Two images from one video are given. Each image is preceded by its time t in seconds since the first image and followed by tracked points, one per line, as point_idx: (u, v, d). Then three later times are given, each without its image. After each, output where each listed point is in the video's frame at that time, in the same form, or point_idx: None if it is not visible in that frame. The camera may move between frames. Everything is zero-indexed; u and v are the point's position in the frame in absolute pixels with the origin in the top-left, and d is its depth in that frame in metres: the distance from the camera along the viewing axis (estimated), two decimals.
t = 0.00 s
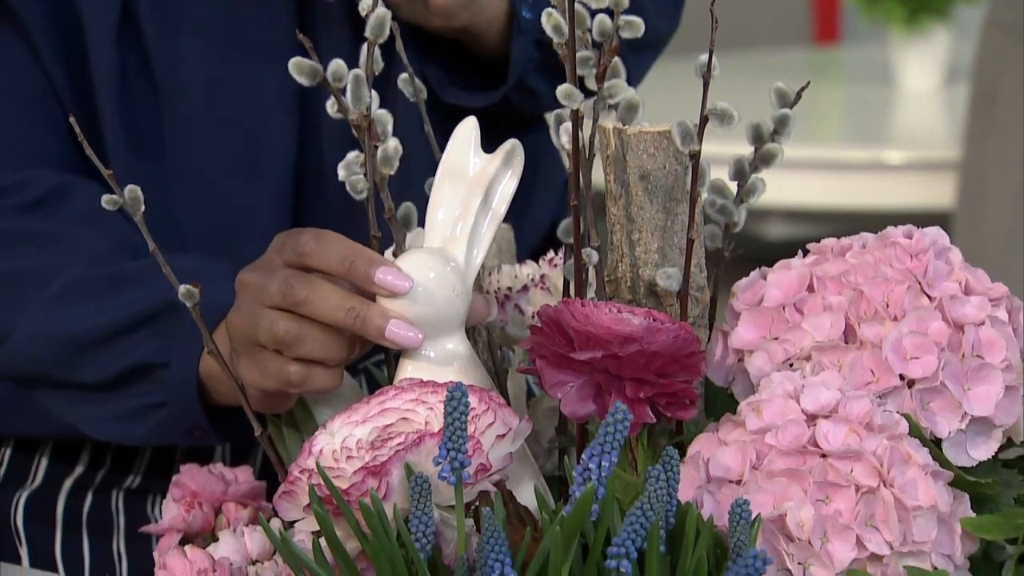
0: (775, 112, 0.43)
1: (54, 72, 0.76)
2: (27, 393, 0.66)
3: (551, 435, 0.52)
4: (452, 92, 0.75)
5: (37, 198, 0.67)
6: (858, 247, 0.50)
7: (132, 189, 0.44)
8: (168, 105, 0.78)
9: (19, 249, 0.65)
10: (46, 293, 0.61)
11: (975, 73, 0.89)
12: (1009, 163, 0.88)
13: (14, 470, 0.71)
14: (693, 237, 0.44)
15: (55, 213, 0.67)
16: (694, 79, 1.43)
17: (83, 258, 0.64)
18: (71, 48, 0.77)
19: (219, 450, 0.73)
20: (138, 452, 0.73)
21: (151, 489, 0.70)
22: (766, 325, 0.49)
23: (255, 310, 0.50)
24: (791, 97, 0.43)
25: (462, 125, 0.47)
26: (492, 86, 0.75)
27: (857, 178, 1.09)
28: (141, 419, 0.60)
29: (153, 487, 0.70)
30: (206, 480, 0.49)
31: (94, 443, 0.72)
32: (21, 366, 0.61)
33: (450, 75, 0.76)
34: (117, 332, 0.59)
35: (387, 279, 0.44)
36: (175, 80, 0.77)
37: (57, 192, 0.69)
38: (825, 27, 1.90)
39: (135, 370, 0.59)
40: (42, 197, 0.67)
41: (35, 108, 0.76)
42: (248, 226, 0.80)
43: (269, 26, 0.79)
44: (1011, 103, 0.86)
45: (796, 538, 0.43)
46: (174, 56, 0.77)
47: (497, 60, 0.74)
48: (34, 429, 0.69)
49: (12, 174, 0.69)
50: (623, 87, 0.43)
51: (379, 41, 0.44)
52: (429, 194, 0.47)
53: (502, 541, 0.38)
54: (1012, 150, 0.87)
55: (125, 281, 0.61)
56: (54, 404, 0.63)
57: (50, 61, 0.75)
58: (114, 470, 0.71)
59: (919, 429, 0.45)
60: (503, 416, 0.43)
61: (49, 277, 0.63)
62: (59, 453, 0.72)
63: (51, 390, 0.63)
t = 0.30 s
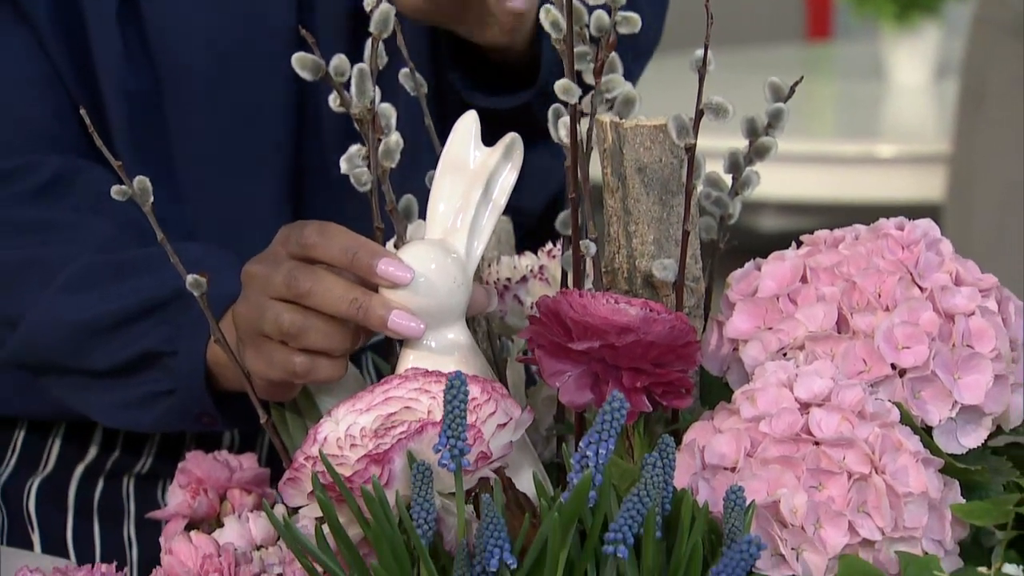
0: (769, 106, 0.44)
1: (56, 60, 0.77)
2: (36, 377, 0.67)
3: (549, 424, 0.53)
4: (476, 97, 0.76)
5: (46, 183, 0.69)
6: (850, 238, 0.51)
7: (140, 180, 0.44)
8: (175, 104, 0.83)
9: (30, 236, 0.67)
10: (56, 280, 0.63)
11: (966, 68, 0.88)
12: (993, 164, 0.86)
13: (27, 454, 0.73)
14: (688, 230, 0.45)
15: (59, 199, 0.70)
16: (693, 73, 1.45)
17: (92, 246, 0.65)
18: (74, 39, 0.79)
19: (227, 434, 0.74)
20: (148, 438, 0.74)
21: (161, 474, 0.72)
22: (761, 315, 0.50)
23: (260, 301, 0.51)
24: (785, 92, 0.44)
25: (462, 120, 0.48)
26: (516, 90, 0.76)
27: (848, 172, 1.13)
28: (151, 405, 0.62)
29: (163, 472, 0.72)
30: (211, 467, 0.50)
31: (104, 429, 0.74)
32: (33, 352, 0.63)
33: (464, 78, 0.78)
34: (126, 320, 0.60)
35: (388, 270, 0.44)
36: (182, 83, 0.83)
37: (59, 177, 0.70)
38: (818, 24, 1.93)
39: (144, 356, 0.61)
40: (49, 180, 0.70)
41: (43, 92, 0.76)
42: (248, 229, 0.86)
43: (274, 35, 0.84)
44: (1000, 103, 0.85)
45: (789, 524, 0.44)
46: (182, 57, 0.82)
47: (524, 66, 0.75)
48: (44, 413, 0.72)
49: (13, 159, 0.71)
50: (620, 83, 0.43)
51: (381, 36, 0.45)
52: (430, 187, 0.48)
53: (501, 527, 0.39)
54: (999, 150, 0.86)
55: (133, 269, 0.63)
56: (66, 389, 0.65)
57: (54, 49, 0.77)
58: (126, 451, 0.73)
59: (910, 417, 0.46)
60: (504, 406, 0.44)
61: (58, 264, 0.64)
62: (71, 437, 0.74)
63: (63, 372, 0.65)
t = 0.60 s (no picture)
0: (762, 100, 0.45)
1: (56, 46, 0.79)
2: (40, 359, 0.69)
3: (546, 411, 0.54)
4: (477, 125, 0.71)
5: (46, 166, 0.70)
6: (842, 229, 0.52)
7: (146, 171, 0.45)
8: (174, 94, 0.84)
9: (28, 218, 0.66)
10: (58, 263, 0.64)
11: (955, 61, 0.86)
12: (983, 150, 0.85)
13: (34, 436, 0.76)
14: (683, 221, 0.45)
15: (59, 181, 0.71)
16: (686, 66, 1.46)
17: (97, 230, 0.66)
18: (74, 27, 0.80)
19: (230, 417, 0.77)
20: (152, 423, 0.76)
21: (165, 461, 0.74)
22: (755, 305, 0.51)
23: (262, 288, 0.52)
24: (778, 87, 0.45)
25: (456, 115, 0.48)
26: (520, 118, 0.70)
27: (840, 166, 1.14)
28: (149, 388, 0.63)
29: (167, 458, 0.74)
30: (216, 454, 0.51)
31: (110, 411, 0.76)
32: (35, 335, 0.64)
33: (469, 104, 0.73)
34: (127, 303, 0.62)
35: (387, 259, 0.45)
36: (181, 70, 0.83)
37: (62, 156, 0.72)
38: (810, 20, 1.97)
39: (146, 339, 0.62)
40: (49, 163, 0.71)
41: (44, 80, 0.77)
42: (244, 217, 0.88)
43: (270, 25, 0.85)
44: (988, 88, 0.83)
45: (783, 510, 0.45)
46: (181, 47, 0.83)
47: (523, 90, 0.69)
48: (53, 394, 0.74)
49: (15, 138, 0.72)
50: (615, 77, 0.45)
51: (377, 32, 0.46)
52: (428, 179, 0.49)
53: (500, 513, 0.40)
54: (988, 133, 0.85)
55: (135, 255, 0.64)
56: (68, 372, 0.66)
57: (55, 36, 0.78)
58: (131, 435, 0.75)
59: (901, 404, 0.47)
60: (505, 394, 0.45)
61: (62, 247, 0.65)
62: (75, 422, 0.76)
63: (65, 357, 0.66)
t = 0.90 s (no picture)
0: (753, 96, 0.46)
1: (59, 32, 0.80)
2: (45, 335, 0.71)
3: (542, 397, 0.55)
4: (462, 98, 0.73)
5: (52, 147, 0.72)
6: (830, 221, 0.53)
7: (158, 161, 0.46)
8: (175, 82, 0.86)
9: (35, 196, 0.69)
10: (65, 240, 0.67)
11: (940, 56, 0.86)
12: (969, 142, 0.86)
13: (47, 416, 0.83)
14: (676, 213, 0.46)
15: (64, 165, 0.72)
16: (680, 64, 1.49)
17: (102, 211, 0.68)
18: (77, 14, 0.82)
19: (230, 398, 0.82)
20: (156, 408, 0.82)
21: (168, 444, 0.80)
22: (745, 295, 0.52)
23: (269, 276, 0.53)
24: (768, 82, 0.46)
25: (449, 110, 0.49)
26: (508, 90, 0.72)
27: (829, 160, 1.18)
28: (150, 363, 0.66)
29: (170, 442, 0.80)
30: (220, 440, 0.52)
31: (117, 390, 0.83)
32: (41, 312, 0.67)
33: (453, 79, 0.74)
34: (132, 278, 0.65)
35: (391, 249, 0.47)
36: (181, 56, 0.85)
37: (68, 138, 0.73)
38: (799, 18, 2.08)
39: (147, 314, 0.65)
40: (53, 147, 0.72)
41: (48, 61, 0.79)
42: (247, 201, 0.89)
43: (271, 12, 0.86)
44: (974, 84, 0.84)
45: (772, 494, 0.46)
46: (182, 36, 0.84)
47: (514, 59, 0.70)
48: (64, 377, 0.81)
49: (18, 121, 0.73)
50: (610, 72, 0.46)
51: (376, 29, 0.47)
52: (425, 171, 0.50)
53: (497, 497, 0.41)
54: (973, 127, 0.86)
55: (137, 234, 0.67)
56: (69, 347, 0.69)
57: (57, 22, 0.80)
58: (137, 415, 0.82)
59: (887, 391, 0.48)
60: (505, 380, 0.46)
61: (66, 226, 0.68)
62: (84, 405, 0.83)
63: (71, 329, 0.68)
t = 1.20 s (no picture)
0: (733, 101, 0.49)
1: (81, 28, 0.84)
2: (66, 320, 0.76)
3: (537, 381, 0.58)
4: (459, 55, 0.85)
5: (78, 143, 0.76)
6: (805, 217, 0.57)
7: (179, 163, 0.49)
8: (188, 78, 0.89)
9: (59, 188, 0.74)
10: (88, 228, 0.72)
11: (905, 60, 0.89)
12: (927, 145, 0.90)
13: (73, 397, 0.87)
14: (661, 210, 0.50)
15: (88, 159, 0.76)
16: (665, 83, 1.55)
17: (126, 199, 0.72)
18: (98, 14, 0.86)
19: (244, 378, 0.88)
20: (176, 391, 0.88)
21: (188, 425, 0.85)
22: (726, 286, 0.56)
23: (280, 267, 0.56)
24: (748, 88, 0.49)
25: (443, 117, 0.53)
26: (496, 51, 0.85)
27: (797, 162, 1.24)
28: (165, 344, 0.70)
29: (190, 424, 0.86)
30: (238, 420, 0.57)
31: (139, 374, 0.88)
32: (66, 296, 0.71)
33: (450, 34, 0.85)
34: (148, 265, 0.68)
35: (393, 244, 0.50)
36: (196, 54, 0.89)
37: (92, 135, 0.78)
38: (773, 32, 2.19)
39: (164, 298, 0.68)
40: (79, 143, 0.77)
41: (71, 61, 0.84)
42: (254, 188, 0.91)
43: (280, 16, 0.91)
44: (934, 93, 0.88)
45: (751, 470, 0.50)
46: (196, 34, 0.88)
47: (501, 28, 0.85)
48: (90, 361, 0.86)
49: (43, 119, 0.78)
50: (601, 79, 0.49)
51: (377, 39, 0.50)
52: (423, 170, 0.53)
53: (496, 474, 0.45)
54: (931, 132, 0.90)
55: (154, 223, 0.70)
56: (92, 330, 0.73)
57: (82, 21, 0.84)
58: (160, 398, 0.87)
59: (858, 375, 0.52)
60: (503, 364, 0.50)
61: (89, 214, 0.73)
62: (108, 388, 0.87)
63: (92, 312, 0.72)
